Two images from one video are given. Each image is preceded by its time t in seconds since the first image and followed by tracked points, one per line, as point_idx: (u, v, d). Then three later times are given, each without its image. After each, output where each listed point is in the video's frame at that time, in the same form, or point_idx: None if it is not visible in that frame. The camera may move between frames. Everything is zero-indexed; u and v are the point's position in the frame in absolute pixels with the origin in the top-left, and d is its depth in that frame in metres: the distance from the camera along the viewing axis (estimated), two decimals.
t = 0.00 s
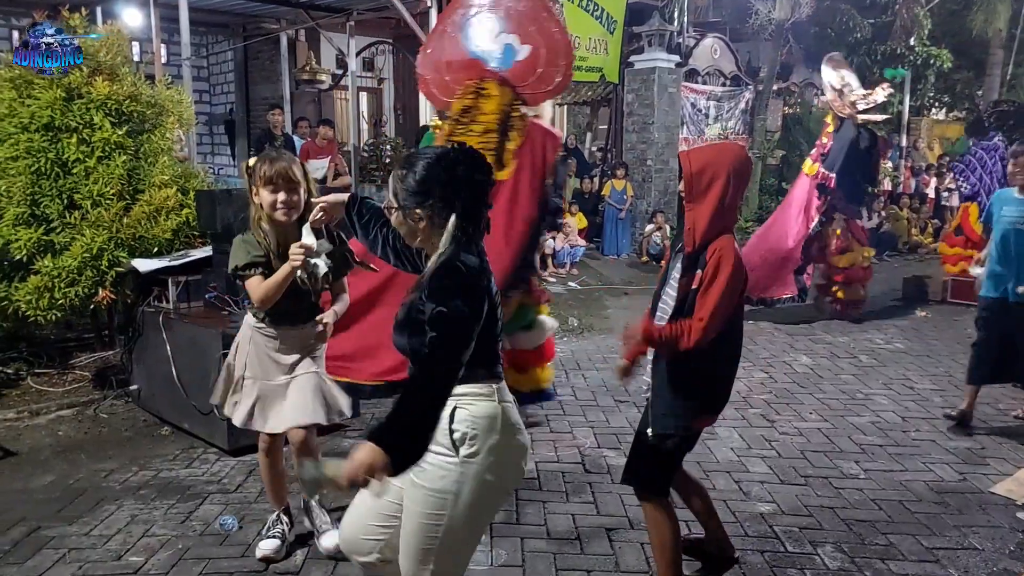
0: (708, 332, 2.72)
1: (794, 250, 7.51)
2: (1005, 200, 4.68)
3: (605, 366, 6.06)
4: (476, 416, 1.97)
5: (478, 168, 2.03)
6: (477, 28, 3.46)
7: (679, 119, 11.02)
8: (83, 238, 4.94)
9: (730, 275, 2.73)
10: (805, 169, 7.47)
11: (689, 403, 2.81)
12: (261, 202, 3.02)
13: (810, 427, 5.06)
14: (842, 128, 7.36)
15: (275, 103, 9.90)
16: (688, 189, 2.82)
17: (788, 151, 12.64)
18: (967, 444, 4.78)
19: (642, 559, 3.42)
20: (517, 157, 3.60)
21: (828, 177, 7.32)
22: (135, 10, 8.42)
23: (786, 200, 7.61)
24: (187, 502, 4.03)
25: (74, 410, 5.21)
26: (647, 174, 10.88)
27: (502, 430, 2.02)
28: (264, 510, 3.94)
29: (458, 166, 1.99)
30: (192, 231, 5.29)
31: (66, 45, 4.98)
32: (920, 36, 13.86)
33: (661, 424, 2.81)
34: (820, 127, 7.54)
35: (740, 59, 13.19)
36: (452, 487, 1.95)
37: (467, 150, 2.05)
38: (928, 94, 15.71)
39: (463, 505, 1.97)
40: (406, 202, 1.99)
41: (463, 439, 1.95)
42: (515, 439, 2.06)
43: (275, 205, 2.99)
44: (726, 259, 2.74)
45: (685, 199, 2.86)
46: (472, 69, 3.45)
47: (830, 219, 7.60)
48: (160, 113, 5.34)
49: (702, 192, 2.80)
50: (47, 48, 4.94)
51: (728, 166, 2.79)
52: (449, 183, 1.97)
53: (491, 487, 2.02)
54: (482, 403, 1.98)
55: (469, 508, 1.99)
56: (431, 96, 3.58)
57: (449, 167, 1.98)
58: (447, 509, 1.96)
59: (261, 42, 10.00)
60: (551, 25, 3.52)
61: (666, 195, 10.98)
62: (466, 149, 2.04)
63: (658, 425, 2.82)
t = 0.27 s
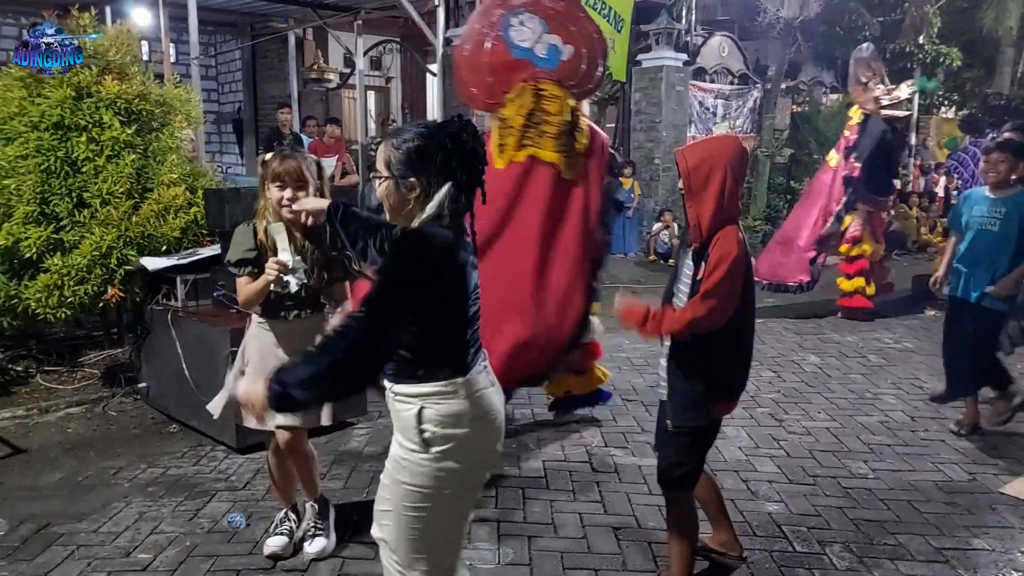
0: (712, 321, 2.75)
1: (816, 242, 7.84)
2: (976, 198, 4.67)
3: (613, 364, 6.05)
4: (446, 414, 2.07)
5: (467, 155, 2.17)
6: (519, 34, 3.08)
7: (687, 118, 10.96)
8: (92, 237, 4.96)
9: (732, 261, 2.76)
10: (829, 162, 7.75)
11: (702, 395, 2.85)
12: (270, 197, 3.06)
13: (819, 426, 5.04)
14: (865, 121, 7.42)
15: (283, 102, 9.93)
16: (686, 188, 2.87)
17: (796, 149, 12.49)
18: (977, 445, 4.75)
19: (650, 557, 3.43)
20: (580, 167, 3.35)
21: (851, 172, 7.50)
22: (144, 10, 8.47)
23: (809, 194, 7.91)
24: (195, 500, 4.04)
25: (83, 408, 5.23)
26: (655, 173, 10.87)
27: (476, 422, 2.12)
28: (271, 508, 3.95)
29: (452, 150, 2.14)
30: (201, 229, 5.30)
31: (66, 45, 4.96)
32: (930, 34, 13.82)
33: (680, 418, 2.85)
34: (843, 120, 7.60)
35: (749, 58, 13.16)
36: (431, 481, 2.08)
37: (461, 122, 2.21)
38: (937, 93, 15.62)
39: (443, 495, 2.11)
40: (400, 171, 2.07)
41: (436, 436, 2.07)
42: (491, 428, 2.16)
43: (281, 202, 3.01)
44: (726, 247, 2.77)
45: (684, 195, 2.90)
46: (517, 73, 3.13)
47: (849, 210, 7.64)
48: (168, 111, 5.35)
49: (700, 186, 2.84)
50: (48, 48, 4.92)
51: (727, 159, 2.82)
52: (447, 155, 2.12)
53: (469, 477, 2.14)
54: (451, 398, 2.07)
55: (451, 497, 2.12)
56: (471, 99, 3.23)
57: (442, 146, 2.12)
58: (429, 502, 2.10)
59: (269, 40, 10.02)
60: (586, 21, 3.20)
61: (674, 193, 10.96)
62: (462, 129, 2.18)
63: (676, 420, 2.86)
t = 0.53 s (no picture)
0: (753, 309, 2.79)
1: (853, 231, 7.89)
2: (950, 201, 4.60)
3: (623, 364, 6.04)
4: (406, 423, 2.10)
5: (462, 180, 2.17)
6: (571, 34, 3.32)
7: (697, 117, 10.92)
8: (104, 235, 4.99)
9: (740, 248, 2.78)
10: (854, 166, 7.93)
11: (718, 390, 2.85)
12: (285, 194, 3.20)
13: (829, 426, 5.02)
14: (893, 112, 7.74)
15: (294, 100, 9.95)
16: (689, 174, 2.88)
17: (808, 148, 12.34)
18: (990, 446, 4.72)
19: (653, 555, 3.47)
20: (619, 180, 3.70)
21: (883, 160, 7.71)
22: (157, 9, 8.52)
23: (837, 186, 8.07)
24: (206, 497, 4.06)
25: (95, 405, 5.26)
26: (665, 172, 10.84)
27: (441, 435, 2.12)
28: (281, 506, 3.96)
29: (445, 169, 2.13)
30: (212, 228, 5.32)
31: (66, 46, 4.99)
32: (943, 32, 13.73)
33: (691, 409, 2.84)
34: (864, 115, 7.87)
35: (760, 56, 13.12)
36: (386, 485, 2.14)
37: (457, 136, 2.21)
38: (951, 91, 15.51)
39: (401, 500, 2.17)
40: (396, 186, 2.12)
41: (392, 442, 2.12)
42: (459, 450, 2.15)
43: (291, 197, 3.13)
44: (728, 234, 2.79)
45: (686, 183, 2.91)
46: (564, 71, 3.38)
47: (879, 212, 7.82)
48: (179, 110, 5.37)
49: (703, 176, 2.87)
50: (49, 49, 5.03)
51: (726, 148, 2.85)
52: (438, 169, 2.12)
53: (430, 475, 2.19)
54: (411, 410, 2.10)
55: (406, 505, 2.18)
56: (515, 92, 3.45)
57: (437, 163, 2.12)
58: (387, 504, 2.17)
59: (281, 39, 10.06)
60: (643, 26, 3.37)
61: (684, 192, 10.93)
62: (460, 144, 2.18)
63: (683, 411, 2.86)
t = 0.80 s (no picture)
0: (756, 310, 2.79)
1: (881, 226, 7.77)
2: (920, 196, 4.32)
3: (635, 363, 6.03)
4: (369, 411, 1.95)
5: (464, 177, 2.05)
6: (618, 38, 3.71)
7: (711, 115, 10.87)
8: (120, 234, 5.02)
9: (747, 254, 2.78)
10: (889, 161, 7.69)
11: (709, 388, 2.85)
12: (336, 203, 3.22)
13: (844, 426, 4.99)
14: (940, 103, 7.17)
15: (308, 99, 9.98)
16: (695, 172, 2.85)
17: (822, 146, 12.19)
18: (1006, 446, 4.67)
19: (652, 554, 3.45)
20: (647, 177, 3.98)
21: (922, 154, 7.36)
22: (172, 9, 8.60)
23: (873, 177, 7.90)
24: (219, 494, 4.08)
25: (110, 402, 5.30)
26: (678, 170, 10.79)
27: (408, 428, 1.95)
28: (295, 503, 3.97)
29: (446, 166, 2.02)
30: (227, 226, 5.34)
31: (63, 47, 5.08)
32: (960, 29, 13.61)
33: (658, 393, 2.87)
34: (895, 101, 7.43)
35: (775, 55, 13.04)
36: (349, 485, 1.96)
37: (464, 131, 2.11)
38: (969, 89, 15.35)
39: (368, 505, 1.97)
40: (395, 174, 2.03)
41: (356, 436, 1.96)
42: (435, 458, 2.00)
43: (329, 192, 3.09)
44: (739, 240, 2.78)
45: (693, 183, 2.88)
46: (607, 72, 3.82)
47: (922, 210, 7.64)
48: (194, 110, 5.41)
49: (711, 176, 2.84)
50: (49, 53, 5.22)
51: (734, 150, 2.83)
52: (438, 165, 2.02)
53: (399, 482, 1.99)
54: (376, 398, 1.95)
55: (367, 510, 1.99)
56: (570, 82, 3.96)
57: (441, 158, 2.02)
58: (353, 508, 1.98)
59: (294, 38, 10.09)
60: (688, 45, 3.62)
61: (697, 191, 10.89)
62: (466, 140, 2.09)
63: (649, 398, 2.90)
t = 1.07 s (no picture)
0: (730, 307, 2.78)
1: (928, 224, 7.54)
2: (878, 205, 4.17)
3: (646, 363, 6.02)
4: (358, 417, 1.92)
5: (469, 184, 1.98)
6: (650, 34, 3.52)
7: (721, 115, 10.84)
8: (131, 232, 5.03)
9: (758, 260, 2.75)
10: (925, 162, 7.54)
11: (717, 388, 2.85)
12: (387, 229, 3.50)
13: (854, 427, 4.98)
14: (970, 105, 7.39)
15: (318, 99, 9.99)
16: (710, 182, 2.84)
17: (834, 146, 12.05)
18: (1017, 447, 4.66)
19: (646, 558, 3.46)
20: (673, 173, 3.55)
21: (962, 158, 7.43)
22: (183, 8, 8.65)
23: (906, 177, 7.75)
24: (230, 492, 4.10)
25: (121, 400, 5.31)
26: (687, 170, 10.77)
27: (395, 436, 1.89)
28: (305, 501, 3.98)
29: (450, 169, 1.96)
30: (237, 225, 5.36)
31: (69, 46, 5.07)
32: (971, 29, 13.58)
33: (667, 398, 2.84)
34: (942, 103, 7.25)
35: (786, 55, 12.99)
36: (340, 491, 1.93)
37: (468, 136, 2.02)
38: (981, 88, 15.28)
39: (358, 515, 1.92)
40: (395, 181, 1.95)
41: (345, 444, 1.93)
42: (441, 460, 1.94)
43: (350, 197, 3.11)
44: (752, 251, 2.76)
45: (711, 199, 2.84)
46: (636, 70, 3.59)
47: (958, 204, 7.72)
48: (205, 109, 5.43)
49: (726, 186, 2.81)
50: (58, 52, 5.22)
51: (746, 162, 2.81)
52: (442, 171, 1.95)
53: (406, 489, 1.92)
54: (366, 404, 1.93)
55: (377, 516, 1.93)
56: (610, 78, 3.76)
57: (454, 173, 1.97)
58: (345, 517, 1.93)
59: (305, 38, 10.10)
60: (699, 38, 3.34)
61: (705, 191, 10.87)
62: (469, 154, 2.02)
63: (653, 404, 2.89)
